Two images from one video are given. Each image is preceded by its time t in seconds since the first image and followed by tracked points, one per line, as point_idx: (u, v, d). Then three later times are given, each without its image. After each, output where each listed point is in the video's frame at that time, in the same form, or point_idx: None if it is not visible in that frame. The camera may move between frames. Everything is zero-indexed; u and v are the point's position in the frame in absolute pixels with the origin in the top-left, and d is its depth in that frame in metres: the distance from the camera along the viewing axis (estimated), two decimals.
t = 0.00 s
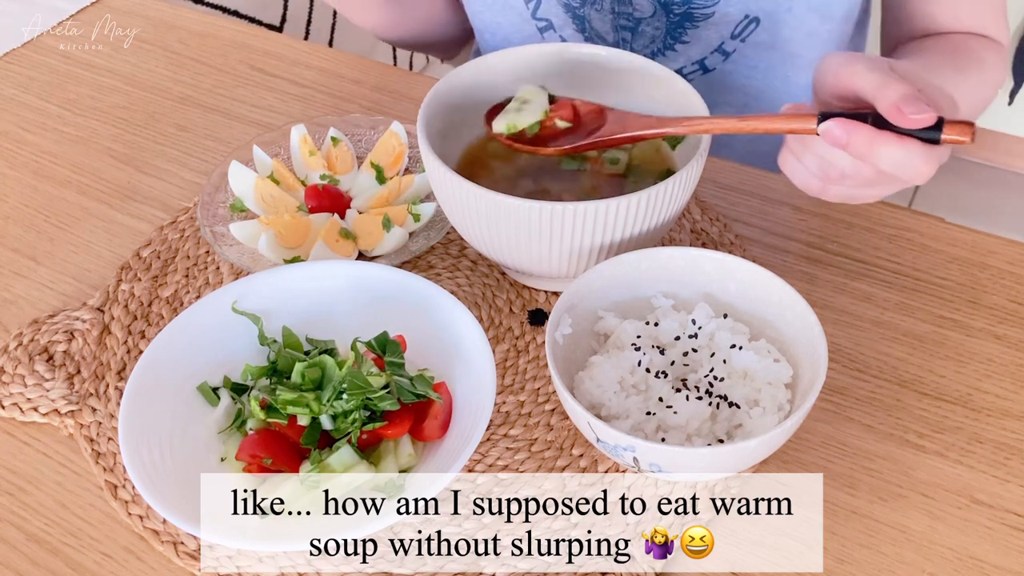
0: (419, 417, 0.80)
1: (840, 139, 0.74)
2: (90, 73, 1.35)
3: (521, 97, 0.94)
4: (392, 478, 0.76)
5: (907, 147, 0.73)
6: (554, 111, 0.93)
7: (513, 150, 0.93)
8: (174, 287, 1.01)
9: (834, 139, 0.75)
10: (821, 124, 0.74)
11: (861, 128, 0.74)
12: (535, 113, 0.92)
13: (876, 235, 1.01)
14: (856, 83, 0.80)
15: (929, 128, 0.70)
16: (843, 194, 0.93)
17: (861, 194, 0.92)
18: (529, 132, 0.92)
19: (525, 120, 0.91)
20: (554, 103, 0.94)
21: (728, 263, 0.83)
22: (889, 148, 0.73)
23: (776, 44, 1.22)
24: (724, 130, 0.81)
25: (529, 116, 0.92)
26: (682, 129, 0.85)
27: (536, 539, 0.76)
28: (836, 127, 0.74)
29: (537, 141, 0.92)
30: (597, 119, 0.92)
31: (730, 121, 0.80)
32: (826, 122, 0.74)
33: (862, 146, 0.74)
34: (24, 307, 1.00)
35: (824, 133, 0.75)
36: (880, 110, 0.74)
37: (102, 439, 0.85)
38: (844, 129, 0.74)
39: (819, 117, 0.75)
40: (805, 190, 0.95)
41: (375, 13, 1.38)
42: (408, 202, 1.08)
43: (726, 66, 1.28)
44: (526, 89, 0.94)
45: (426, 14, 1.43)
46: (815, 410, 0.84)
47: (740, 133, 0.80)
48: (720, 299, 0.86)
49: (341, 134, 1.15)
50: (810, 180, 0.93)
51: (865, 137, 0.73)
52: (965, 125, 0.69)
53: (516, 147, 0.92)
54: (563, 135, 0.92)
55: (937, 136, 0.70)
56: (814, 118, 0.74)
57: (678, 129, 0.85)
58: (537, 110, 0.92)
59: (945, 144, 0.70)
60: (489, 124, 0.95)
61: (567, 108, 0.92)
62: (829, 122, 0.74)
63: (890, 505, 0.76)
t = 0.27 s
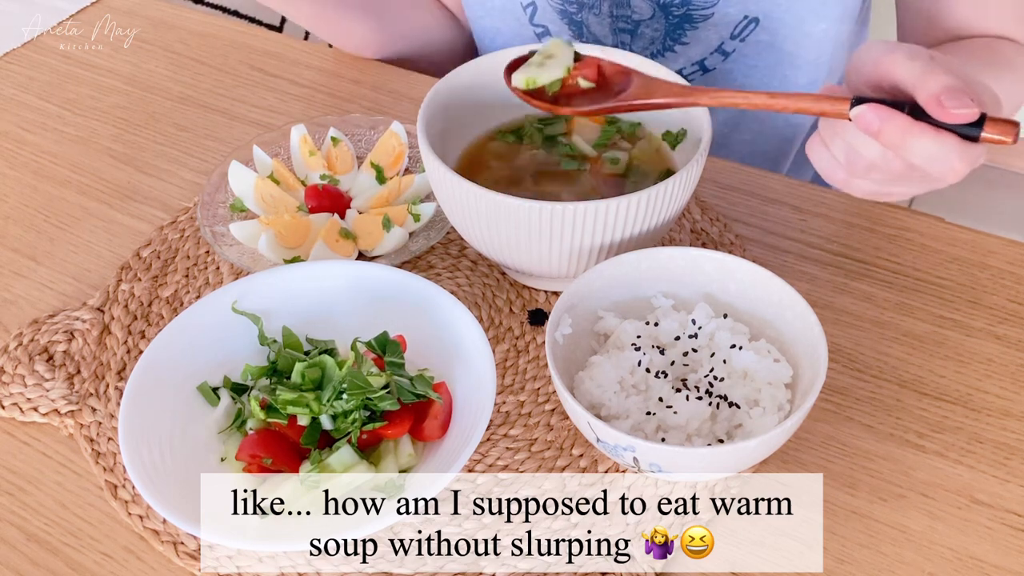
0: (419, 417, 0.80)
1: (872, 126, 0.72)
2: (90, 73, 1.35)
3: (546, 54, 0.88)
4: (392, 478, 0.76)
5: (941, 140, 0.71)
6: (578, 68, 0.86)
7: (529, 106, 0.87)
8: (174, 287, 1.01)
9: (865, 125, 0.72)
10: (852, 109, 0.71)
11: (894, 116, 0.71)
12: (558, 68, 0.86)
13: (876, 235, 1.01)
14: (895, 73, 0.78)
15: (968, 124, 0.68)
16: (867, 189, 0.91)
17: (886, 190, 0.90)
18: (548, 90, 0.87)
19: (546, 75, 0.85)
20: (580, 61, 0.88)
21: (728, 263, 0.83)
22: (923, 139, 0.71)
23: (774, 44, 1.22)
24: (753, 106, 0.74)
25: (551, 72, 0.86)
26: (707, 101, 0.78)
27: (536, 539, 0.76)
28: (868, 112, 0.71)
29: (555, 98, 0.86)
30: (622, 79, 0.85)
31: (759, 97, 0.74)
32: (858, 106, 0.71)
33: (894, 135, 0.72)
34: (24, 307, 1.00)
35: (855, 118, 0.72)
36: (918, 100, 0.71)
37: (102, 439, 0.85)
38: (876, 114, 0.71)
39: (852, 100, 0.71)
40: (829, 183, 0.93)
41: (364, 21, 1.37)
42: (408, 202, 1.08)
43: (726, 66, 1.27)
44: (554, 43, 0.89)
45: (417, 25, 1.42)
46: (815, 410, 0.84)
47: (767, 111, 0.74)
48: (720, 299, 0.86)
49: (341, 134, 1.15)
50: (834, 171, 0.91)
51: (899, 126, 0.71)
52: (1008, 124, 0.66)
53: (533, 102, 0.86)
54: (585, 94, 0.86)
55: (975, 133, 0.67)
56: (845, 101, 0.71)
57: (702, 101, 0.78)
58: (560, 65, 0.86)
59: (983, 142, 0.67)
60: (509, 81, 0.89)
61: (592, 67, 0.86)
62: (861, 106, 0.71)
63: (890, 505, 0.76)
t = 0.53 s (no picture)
0: (419, 417, 0.80)
1: (883, 110, 0.72)
2: (90, 73, 1.35)
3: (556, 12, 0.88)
4: (393, 478, 0.76)
5: (952, 129, 0.71)
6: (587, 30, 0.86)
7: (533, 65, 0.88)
8: (174, 287, 1.01)
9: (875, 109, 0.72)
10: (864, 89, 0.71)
11: (906, 102, 0.71)
12: (567, 29, 0.86)
13: (876, 235, 1.01)
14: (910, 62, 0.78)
15: (982, 116, 0.67)
16: (869, 181, 0.91)
17: (890, 185, 0.90)
18: (554, 49, 0.87)
19: (552, 35, 0.86)
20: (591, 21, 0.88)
21: (728, 263, 0.83)
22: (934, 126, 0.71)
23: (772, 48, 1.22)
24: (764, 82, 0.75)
25: (559, 32, 0.86)
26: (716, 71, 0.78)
27: (536, 539, 0.76)
28: (880, 95, 0.71)
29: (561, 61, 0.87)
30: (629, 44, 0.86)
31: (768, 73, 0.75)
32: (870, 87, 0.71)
33: (904, 121, 0.72)
34: (24, 307, 1.00)
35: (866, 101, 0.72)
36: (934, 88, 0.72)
37: (102, 439, 0.85)
38: (887, 97, 0.71)
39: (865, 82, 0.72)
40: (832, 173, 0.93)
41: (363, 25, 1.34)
42: (407, 202, 1.08)
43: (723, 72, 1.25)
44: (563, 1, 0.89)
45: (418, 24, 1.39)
46: (815, 410, 0.84)
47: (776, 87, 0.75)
48: (720, 299, 0.86)
49: (341, 134, 1.15)
50: (839, 159, 0.91)
51: (910, 112, 0.71)
52: None
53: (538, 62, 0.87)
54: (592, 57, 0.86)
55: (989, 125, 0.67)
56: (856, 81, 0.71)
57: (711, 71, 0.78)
58: (570, 26, 0.86)
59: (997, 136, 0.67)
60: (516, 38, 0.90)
61: (602, 29, 0.86)
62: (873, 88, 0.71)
63: (890, 505, 0.76)
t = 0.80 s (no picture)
0: (419, 416, 0.80)
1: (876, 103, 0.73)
2: (90, 73, 1.35)
3: None
4: (393, 478, 0.76)
5: (947, 127, 0.72)
6: None
7: (528, 33, 0.94)
8: (174, 287, 1.01)
9: (868, 101, 0.74)
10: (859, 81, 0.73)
11: (901, 97, 0.73)
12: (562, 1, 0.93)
13: (876, 235, 1.01)
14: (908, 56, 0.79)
15: (977, 117, 0.69)
16: (857, 179, 0.91)
17: (878, 183, 0.91)
18: (549, 20, 0.95)
19: (546, 7, 0.94)
20: None
21: (728, 263, 0.83)
22: (927, 124, 0.73)
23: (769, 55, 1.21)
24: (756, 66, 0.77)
25: (552, 4, 0.94)
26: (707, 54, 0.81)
27: (536, 539, 0.76)
28: (874, 88, 0.73)
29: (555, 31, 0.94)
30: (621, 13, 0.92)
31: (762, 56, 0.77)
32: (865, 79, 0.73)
33: (897, 117, 0.73)
34: (24, 307, 1.00)
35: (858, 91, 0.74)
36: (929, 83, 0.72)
37: (102, 439, 0.85)
38: (880, 90, 0.73)
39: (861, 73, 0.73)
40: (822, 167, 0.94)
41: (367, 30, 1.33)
42: (407, 202, 1.08)
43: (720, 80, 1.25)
44: None
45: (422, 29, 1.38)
46: (815, 410, 0.84)
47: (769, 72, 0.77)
48: (720, 299, 0.86)
49: (341, 134, 1.15)
50: (830, 154, 0.91)
51: (904, 108, 0.73)
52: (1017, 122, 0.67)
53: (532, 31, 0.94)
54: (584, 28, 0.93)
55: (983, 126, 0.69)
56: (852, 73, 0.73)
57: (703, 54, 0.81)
58: None
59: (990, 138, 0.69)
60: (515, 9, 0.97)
61: None
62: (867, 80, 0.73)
63: (890, 505, 0.76)
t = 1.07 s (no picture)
0: (419, 417, 0.80)
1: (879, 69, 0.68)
2: (90, 73, 1.35)
3: None
4: (393, 479, 0.76)
5: (953, 99, 0.66)
6: None
7: None
8: (174, 287, 1.01)
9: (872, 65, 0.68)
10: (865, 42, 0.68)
11: (908, 65, 0.67)
12: None
13: (876, 235, 1.01)
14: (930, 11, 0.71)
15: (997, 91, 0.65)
16: (860, 156, 0.86)
17: (880, 162, 0.85)
18: None
19: None
20: None
21: (728, 263, 0.83)
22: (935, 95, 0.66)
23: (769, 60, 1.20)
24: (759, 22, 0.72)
25: None
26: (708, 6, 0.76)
27: (536, 539, 0.76)
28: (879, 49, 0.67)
29: None
30: None
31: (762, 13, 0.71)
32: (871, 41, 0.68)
33: (903, 88, 0.67)
34: (24, 307, 1.00)
35: (863, 54, 0.69)
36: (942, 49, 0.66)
37: (102, 439, 0.85)
38: (885, 54, 0.67)
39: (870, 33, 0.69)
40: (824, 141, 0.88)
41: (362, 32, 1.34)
42: (407, 202, 1.08)
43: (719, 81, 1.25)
44: None
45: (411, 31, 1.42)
46: (815, 410, 0.84)
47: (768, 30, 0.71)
48: (720, 299, 0.86)
49: (341, 134, 1.15)
50: (832, 128, 0.86)
51: (911, 77, 0.67)
52: None
53: None
54: None
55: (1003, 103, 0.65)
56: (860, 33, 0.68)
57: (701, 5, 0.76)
58: None
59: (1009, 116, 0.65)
60: None
61: None
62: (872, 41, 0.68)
63: (890, 505, 0.76)
